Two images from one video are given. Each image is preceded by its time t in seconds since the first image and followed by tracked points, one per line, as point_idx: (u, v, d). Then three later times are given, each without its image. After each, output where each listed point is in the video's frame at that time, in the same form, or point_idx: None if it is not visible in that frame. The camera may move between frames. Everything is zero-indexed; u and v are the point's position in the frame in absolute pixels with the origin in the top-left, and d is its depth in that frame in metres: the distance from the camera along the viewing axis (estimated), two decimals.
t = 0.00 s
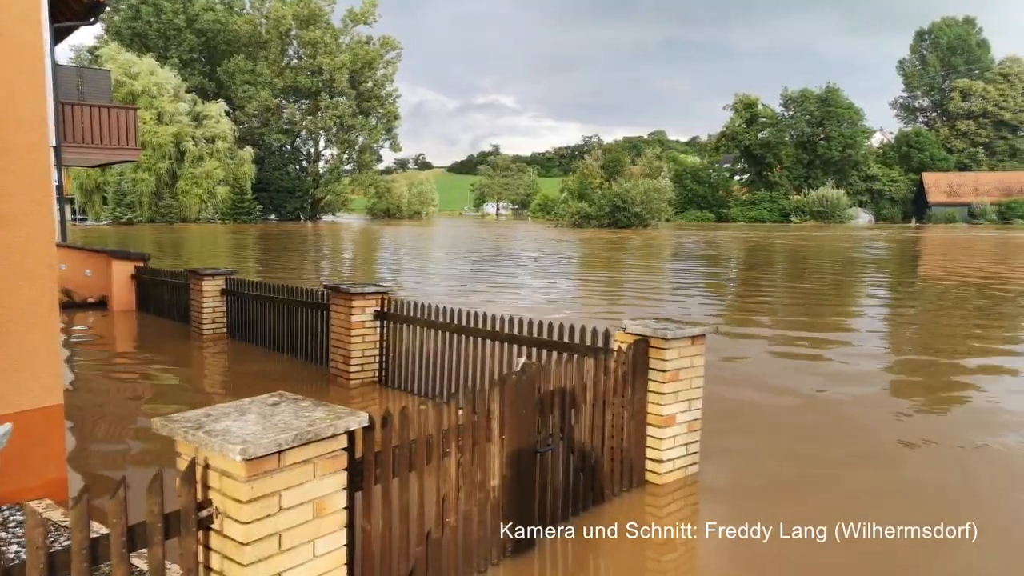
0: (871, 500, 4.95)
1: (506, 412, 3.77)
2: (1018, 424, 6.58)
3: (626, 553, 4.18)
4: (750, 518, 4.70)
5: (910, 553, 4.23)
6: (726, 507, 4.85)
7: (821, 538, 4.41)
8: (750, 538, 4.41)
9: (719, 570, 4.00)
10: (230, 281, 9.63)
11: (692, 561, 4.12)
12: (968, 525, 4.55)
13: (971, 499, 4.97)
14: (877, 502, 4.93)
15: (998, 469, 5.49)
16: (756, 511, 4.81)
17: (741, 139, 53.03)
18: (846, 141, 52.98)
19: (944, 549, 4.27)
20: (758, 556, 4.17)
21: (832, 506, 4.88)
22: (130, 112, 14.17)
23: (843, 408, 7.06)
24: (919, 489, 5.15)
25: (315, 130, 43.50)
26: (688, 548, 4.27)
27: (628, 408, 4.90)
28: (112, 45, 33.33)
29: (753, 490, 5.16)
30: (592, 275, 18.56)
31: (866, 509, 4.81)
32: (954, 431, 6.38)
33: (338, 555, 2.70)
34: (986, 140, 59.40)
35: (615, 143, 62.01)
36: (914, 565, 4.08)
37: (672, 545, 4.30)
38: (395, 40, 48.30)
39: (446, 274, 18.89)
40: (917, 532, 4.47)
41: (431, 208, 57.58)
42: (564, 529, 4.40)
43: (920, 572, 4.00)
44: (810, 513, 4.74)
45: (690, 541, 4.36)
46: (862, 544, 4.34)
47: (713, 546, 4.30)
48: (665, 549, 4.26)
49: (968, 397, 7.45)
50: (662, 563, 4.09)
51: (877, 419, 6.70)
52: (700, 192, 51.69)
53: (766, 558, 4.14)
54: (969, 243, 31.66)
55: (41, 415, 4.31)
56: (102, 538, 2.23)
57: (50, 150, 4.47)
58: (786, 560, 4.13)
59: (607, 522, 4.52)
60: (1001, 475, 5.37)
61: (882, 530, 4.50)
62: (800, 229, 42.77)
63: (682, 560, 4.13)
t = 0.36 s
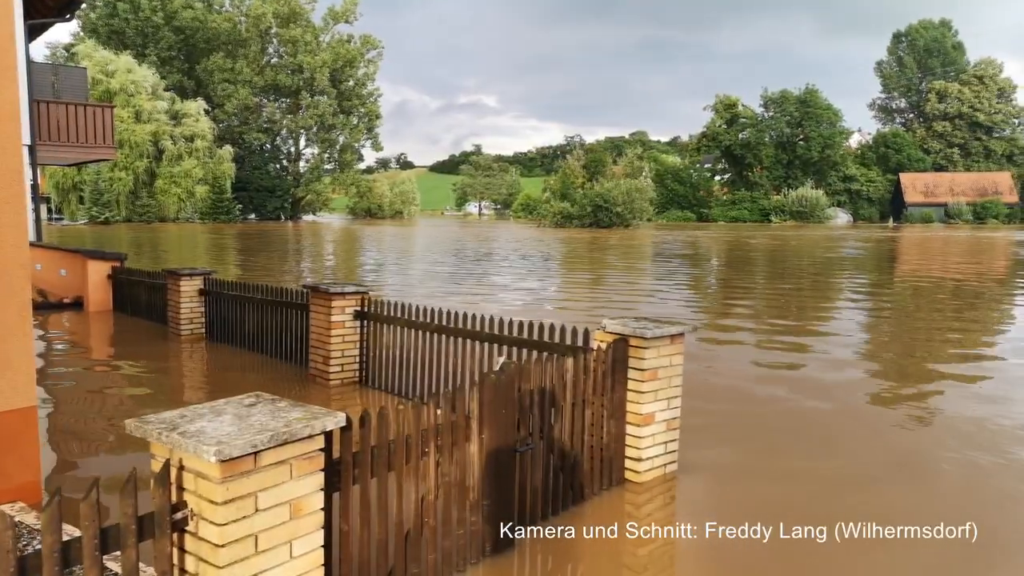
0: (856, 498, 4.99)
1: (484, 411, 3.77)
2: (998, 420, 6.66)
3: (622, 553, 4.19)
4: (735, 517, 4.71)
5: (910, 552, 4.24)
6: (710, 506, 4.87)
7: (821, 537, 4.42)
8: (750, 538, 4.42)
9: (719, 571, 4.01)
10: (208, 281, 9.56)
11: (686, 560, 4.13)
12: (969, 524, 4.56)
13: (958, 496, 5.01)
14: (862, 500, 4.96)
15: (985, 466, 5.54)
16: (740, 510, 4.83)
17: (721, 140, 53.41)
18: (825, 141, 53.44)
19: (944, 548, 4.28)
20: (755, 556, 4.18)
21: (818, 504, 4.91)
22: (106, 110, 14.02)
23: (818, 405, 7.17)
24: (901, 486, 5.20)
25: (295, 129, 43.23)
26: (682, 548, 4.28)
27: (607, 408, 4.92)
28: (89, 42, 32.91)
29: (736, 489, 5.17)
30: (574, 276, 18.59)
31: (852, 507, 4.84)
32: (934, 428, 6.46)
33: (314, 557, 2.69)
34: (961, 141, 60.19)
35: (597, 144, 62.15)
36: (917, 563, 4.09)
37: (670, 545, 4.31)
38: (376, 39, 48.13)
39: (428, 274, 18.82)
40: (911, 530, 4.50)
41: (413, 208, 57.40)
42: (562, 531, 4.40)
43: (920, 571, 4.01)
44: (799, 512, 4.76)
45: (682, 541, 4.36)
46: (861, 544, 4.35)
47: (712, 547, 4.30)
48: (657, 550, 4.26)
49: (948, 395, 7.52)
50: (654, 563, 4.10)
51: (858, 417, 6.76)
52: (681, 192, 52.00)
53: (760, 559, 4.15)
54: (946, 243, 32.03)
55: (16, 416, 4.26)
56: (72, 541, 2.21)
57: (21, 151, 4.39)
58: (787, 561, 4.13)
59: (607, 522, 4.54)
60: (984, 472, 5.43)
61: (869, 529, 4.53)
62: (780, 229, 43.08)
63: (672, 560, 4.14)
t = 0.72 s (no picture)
0: (844, 497, 5.03)
1: (464, 412, 3.75)
2: (977, 418, 6.75)
3: (619, 553, 4.22)
4: (723, 517, 4.73)
5: (909, 552, 4.27)
6: (696, 507, 4.88)
7: (821, 538, 4.44)
8: (749, 538, 4.44)
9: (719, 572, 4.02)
10: (187, 281, 9.48)
11: (683, 560, 4.14)
12: (967, 524, 4.59)
13: (946, 494, 5.07)
14: (850, 499, 5.00)
15: (970, 464, 5.62)
16: (727, 510, 4.84)
17: (703, 140, 53.74)
18: (805, 142, 53.88)
19: (945, 548, 4.31)
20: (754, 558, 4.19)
21: (806, 504, 4.94)
22: (83, 109, 13.87)
23: (797, 404, 7.22)
24: (885, 485, 5.25)
25: (276, 128, 42.94)
26: (678, 548, 4.30)
27: (588, 406, 4.94)
28: (66, 40, 32.50)
29: (722, 489, 5.19)
30: (556, 275, 18.62)
31: (842, 506, 4.88)
32: (916, 426, 6.54)
33: (293, 558, 2.68)
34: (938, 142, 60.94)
35: (580, 144, 62.30)
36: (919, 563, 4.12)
37: (669, 545, 4.32)
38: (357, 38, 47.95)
39: (410, 274, 18.78)
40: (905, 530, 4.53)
41: (396, 207, 57.22)
42: (561, 530, 4.42)
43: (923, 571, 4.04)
44: (788, 512, 4.79)
45: (676, 542, 4.37)
46: (861, 543, 4.37)
47: (712, 547, 4.32)
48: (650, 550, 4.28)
49: (927, 394, 7.62)
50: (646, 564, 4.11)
51: (840, 417, 6.82)
52: (663, 192, 52.23)
53: (758, 560, 4.16)
54: (923, 243, 32.41)
55: None
56: (47, 544, 2.18)
57: None
58: (788, 562, 4.14)
59: (607, 522, 4.57)
60: (969, 470, 5.51)
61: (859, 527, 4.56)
62: (761, 229, 43.39)
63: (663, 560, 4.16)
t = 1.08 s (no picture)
0: (829, 495, 5.07)
1: (442, 411, 3.75)
2: (950, 415, 6.87)
3: (619, 554, 4.23)
4: (707, 516, 4.74)
5: (910, 551, 4.28)
6: (677, 506, 4.90)
7: (821, 538, 4.45)
8: (749, 539, 4.45)
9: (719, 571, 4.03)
10: (162, 282, 9.38)
11: (676, 561, 4.16)
12: (967, 524, 4.60)
13: (930, 492, 5.13)
14: (832, 497, 5.04)
15: (953, 460, 5.71)
16: (709, 508, 4.87)
17: (681, 141, 54.14)
18: (782, 143, 54.40)
19: (946, 548, 4.32)
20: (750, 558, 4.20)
21: (789, 503, 4.97)
22: (55, 107, 13.64)
23: (772, 402, 7.28)
24: (868, 482, 5.31)
25: (254, 127, 42.59)
26: (667, 547, 4.32)
27: (566, 405, 4.95)
28: (38, 36, 31.98)
29: (701, 487, 5.23)
30: (536, 275, 18.65)
31: (825, 505, 4.92)
32: (892, 423, 6.64)
33: (268, 559, 2.66)
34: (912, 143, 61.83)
35: (559, 144, 62.45)
36: (923, 563, 4.14)
37: (671, 545, 4.35)
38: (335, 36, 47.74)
39: (389, 275, 18.73)
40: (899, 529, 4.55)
41: (375, 207, 56.98)
42: (562, 531, 4.44)
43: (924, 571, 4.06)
44: (773, 511, 4.82)
45: (666, 542, 4.38)
46: (861, 544, 4.38)
47: (715, 547, 4.33)
48: (643, 550, 4.29)
49: (900, 390, 7.73)
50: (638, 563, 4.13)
51: (816, 413, 6.92)
52: (642, 192, 52.47)
53: (750, 560, 4.18)
54: (898, 243, 32.86)
55: None
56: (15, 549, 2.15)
57: None
58: (789, 561, 4.17)
59: (606, 522, 4.59)
60: (950, 466, 5.58)
61: (843, 526, 4.59)
62: (740, 229, 43.73)
63: (656, 561, 4.17)
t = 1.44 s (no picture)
0: (811, 494, 5.10)
1: (421, 410, 3.75)
2: (927, 412, 6.96)
3: (617, 554, 4.25)
4: (692, 516, 4.75)
5: (911, 552, 4.29)
6: (661, 505, 4.92)
7: (821, 538, 4.46)
8: (749, 538, 4.46)
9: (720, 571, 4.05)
10: (139, 282, 9.29)
11: (671, 562, 4.17)
12: (967, 524, 4.60)
13: (917, 491, 5.17)
14: (815, 495, 5.07)
15: (937, 458, 5.77)
16: (693, 507, 4.90)
17: (661, 141, 54.85)
18: (761, 143, 54.82)
19: (947, 548, 4.32)
20: (743, 558, 4.21)
21: (774, 501, 4.99)
22: (29, 104, 13.50)
23: (748, 401, 7.36)
24: (852, 480, 5.36)
25: (233, 126, 42.23)
26: (658, 548, 4.34)
27: (545, 406, 4.96)
28: (12, 33, 31.49)
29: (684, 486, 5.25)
30: (518, 275, 18.67)
31: (810, 504, 4.95)
32: (872, 421, 6.71)
33: (244, 561, 2.64)
34: (889, 144, 62.57)
35: (540, 144, 62.55)
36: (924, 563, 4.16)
37: (671, 545, 4.37)
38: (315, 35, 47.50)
39: (370, 275, 18.66)
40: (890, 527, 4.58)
41: (356, 207, 56.77)
42: (561, 531, 4.48)
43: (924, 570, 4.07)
44: (757, 510, 4.84)
45: (658, 544, 4.38)
46: (862, 545, 4.39)
47: (714, 547, 4.35)
48: (636, 551, 4.29)
49: (877, 388, 7.83)
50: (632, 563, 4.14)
51: (794, 412, 6.99)
52: (623, 192, 52.65)
53: (742, 560, 4.19)
54: (875, 243, 33.23)
55: None
56: None
57: None
58: (790, 561, 4.18)
59: (606, 523, 4.62)
60: (933, 464, 5.64)
61: (830, 525, 4.62)
62: (720, 229, 44.03)
63: (649, 561, 4.18)
